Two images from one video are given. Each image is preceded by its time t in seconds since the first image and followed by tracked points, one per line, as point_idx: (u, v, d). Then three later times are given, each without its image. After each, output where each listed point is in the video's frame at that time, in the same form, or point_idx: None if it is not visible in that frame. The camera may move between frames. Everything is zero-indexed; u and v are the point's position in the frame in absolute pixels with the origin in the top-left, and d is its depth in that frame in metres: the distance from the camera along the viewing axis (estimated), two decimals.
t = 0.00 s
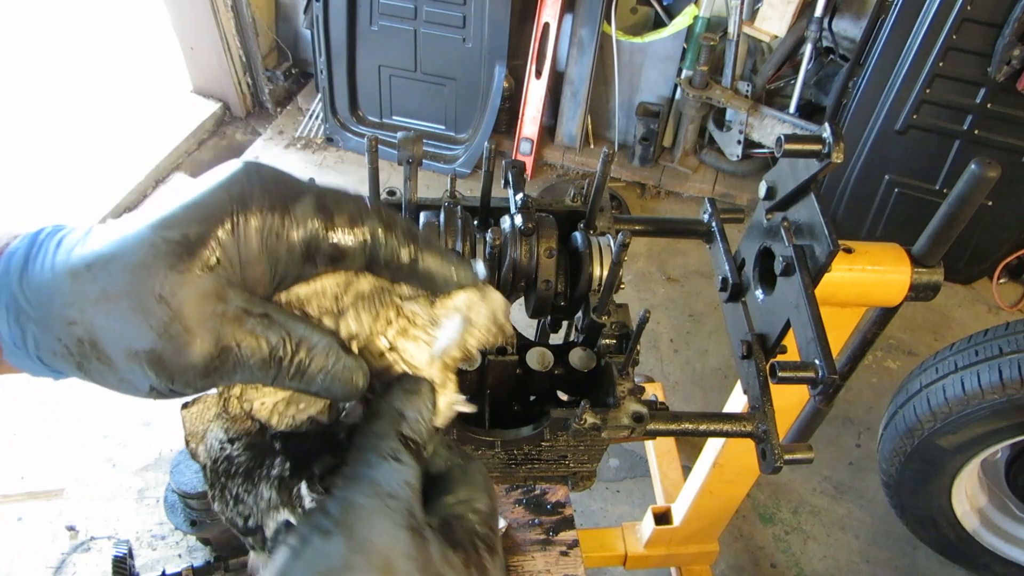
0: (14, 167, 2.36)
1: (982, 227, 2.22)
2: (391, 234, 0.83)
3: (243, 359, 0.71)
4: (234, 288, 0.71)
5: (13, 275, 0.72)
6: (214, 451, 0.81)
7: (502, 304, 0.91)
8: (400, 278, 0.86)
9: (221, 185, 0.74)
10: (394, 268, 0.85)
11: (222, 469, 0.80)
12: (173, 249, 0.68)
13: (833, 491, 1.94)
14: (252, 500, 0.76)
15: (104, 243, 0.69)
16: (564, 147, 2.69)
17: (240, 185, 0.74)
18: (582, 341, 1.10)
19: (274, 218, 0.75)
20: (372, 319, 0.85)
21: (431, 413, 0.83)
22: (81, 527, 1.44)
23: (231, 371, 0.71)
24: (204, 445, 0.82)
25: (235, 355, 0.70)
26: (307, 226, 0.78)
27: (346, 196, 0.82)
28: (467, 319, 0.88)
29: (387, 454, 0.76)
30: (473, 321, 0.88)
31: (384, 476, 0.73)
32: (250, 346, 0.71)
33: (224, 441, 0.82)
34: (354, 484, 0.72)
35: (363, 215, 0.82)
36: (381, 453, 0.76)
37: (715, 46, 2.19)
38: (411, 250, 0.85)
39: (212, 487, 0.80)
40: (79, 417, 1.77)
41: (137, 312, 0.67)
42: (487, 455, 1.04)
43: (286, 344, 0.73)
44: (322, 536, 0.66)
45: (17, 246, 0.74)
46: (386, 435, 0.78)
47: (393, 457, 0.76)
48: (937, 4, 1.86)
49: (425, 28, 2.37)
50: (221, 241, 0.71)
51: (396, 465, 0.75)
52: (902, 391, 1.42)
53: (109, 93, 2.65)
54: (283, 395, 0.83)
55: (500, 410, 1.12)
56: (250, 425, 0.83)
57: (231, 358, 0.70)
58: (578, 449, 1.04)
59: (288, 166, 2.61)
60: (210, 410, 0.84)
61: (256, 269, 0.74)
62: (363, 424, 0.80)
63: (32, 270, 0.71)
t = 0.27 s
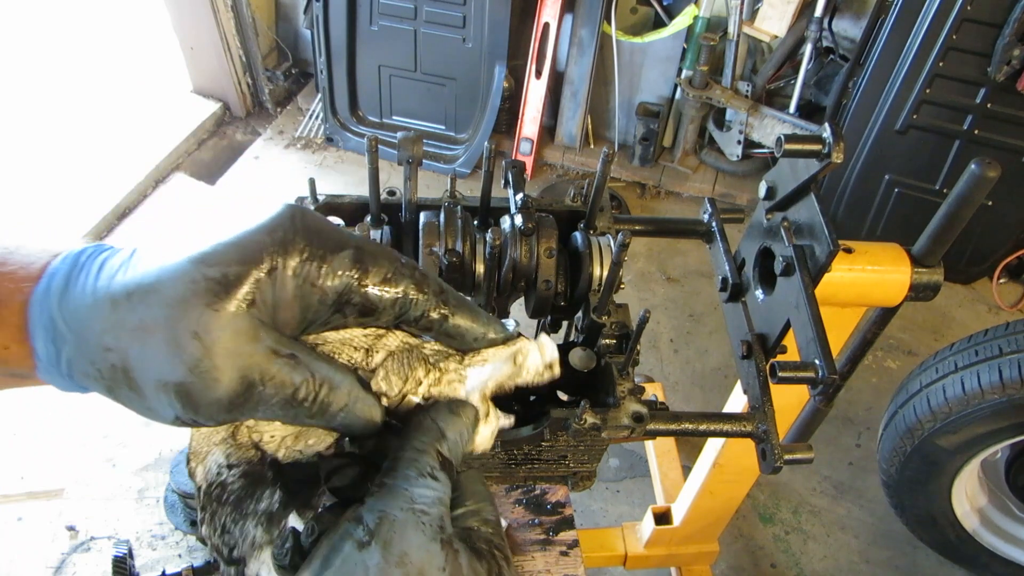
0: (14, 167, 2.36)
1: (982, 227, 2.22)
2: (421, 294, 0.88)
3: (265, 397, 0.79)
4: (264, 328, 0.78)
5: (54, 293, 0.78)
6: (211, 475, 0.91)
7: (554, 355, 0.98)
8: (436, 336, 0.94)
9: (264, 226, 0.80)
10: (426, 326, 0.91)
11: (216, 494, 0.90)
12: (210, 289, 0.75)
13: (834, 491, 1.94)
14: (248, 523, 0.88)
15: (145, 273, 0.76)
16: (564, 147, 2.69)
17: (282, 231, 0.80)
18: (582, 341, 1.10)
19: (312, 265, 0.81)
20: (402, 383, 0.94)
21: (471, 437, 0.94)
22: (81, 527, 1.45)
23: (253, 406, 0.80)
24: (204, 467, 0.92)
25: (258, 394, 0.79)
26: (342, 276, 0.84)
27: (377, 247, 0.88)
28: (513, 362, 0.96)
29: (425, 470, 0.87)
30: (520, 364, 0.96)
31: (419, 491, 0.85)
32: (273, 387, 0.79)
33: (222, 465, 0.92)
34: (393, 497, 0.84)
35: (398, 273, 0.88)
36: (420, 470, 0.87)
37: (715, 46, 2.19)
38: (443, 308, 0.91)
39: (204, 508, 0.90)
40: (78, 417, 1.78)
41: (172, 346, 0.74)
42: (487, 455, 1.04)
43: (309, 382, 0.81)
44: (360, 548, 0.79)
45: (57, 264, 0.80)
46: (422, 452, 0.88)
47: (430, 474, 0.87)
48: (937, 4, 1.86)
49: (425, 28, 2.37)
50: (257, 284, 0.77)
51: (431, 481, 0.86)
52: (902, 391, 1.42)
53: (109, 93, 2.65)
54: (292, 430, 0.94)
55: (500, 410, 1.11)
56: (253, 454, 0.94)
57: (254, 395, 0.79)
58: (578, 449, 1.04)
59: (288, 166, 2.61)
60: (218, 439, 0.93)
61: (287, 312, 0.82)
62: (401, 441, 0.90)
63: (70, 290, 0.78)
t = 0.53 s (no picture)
0: (13, 167, 2.36)
1: (983, 227, 2.22)
2: (444, 300, 0.89)
3: (284, 404, 0.83)
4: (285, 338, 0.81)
5: (81, 295, 0.82)
6: (235, 476, 0.91)
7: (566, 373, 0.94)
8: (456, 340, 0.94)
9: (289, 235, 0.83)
10: (449, 332, 0.91)
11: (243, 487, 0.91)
12: (233, 296, 0.78)
13: (834, 491, 1.94)
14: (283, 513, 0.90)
15: (171, 280, 0.79)
16: (564, 147, 2.69)
17: (307, 239, 0.83)
18: (581, 341, 1.10)
19: (336, 274, 0.84)
20: (411, 390, 0.95)
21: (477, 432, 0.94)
22: (81, 527, 1.45)
23: (272, 412, 0.84)
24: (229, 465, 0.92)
25: (277, 400, 0.83)
26: (365, 284, 0.86)
27: (401, 256, 0.89)
28: (524, 376, 0.92)
29: (442, 471, 0.89)
30: (530, 377, 0.93)
31: (440, 493, 0.87)
32: (293, 394, 0.83)
33: (243, 464, 0.92)
34: (419, 501, 0.85)
35: (421, 280, 0.89)
36: (436, 472, 0.88)
37: (715, 46, 2.19)
38: (466, 314, 0.91)
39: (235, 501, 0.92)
40: (80, 414, 1.79)
41: (193, 353, 0.77)
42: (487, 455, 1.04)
43: (327, 388, 0.85)
44: (393, 552, 0.80)
45: (85, 265, 0.85)
46: (437, 451, 0.90)
47: (446, 476, 0.89)
48: (937, 4, 1.86)
49: (425, 28, 2.37)
50: (280, 293, 0.80)
51: (450, 483, 0.88)
52: (901, 391, 1.42)
53: (109, 93, 2.65)
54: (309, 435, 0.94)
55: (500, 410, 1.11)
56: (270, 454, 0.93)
57: (273, 401, 0.83)
58: (578, 449, 1.04)
59: (288, 166, 2.61)
60: (239, 443, 0.92)
61: (308, 321, 0.84)
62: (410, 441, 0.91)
63: (95, 296, 0.81)
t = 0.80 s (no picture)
0: (14, 167, 2.35)
1: (983, 226, 2.22)
2: (461, 304, 0.90)
3: (299, 411, 0.84)
4: (301, 343, 0.82)
5: (95, 299, 0.82)
6: (240, 486, 0.93)
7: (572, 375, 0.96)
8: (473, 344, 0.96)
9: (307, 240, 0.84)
10: (466, 335, 0.93)
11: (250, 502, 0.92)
12: (252, 300, 0.79)
13: (834, 491, 1.94)
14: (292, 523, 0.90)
15: (188, 284, 0.80)
16: (564, 147, 2.69)
17: (325, 244, 0.85)
18: (582, 341, 1.09)
19: (354, 279, 0.86)
20: (423, 398, 0.95)
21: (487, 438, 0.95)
22: (81, 527, 1.46)
23: (286, 418, 0.85)
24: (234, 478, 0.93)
25: (292, 407, 0.83)
26: (382, 288, 0.87)
27: (416, 260, 0.90)
28: (529, 380, 0.95)
29: (452, 484, 0.90)
30: (535, 381, 0.95)
31: (449, 508, 0.88)
32: (309, 401, 0.84)
33: (249, 476, 0.93)
34: (429, 520, 0.87)
35: (438, 284, 0.90)
36: (448, 486, 0.90)
37: (714, 46, 2.19)
38: (483, 317, 0.92)
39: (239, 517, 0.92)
40: (80, 414, 1.78)
41: (211, 357, 0.78)
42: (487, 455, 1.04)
43: (339, 399, 0.85)
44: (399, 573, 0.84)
45: (100, 270, 0.86)
46: (450, 463, 0.91)
47: (458, 490, 0.90)
48: (937, 4, 1.86)
49: (425, 28, 2.37)
50: (298, 299, 0.81)
51: (460, 498, 0.90)
52: (901, 392, 1.42)
53: (109, 93, 2.65)
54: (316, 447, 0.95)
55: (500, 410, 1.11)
56: (278, 467, 0.96)
57: (288, 408, 0.84)
58: (578, 449, 1.04)
59: (288, 166, 2.61)
60: (244, 452, 0.94)
61: (325, 326, 0.85)
62: (421, 450, 0.92)
63: (110, 300, 0.82)
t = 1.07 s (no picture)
0: (14, 167, 2.36)
1: (982, 226, 2.22)
2: (478, 275, 0.91)
3: (313, 384, 0.82)
4: (318, 311, 0.82)
5: (114, 267, 0.83)
6: (250, 468, 0.93)
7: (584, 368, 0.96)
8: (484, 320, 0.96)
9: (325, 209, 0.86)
10: (480, 308, 0.93)
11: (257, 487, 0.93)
12: (272, 262, 0.80)
13: (834, 491, 1.94)
14: (291, 509, 0.93)
15: (208, 247, 0.81)
16: (564, 147, 2.69)
17: (343, 210, 0.86)
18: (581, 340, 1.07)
19: (373, 246, 0.87)
20: (433, 382, 0.95)
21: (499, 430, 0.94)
22: (81, 527, 1.47)
23: (301, 392, 0.83)
24: (243, 460, 0.93)
25: (307, 378, 0.82)
26: (400, 256, 0.88)
27: (434, 231, 0.92)
28: (540, 373, 0.94)
29: (459, 483, 0.88)
30: (546, 373, 0.94)
31: (451, 511, 0.85)
32: (323, 374, 0.82)
33: (260, 458, 0.94)
34: (428, 521, 0.85)
35: (456, 251, 0.92)
36: (454, 484, 0.87)
37: (715, 46, 2.19)
38: (496, 292, 0.93)
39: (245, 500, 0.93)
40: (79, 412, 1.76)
41: (229, 317, 0.78)
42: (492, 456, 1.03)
43: (354, 379, 0.84)
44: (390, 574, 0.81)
45: (118, 243, 0.87)
46: (460, 463, 0.89)
47: (463, 490, 0.87)
48: (937, 4, 1.86)
49: (425, 28, 2.37)
50: (317, 262, 0.82)
51: (466, 499, 0.87)
52: (901, 391, 1.42)
53: (109, 93, 2.65)
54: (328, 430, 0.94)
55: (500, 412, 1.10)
56: (288, 450, 0.95)
57: (303, 378, 0.82)
58: (579, 449, 1.04)
59: (288, 166, 2.61)
60: (255, 433, 0.94)
61: (344, 296, 0.85)
62: (432, 441, 0.91)
63: (128, 267, 0.83)
